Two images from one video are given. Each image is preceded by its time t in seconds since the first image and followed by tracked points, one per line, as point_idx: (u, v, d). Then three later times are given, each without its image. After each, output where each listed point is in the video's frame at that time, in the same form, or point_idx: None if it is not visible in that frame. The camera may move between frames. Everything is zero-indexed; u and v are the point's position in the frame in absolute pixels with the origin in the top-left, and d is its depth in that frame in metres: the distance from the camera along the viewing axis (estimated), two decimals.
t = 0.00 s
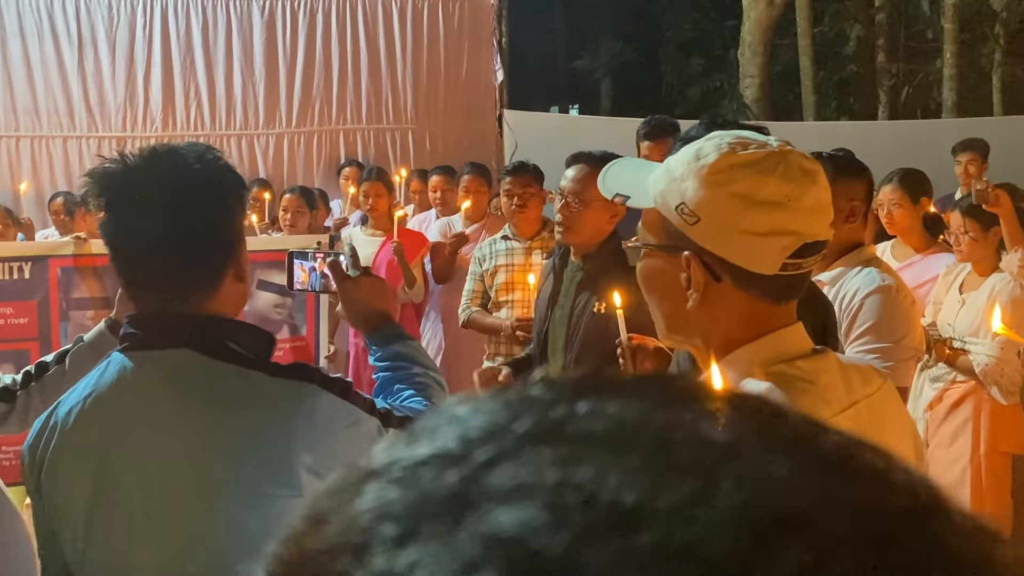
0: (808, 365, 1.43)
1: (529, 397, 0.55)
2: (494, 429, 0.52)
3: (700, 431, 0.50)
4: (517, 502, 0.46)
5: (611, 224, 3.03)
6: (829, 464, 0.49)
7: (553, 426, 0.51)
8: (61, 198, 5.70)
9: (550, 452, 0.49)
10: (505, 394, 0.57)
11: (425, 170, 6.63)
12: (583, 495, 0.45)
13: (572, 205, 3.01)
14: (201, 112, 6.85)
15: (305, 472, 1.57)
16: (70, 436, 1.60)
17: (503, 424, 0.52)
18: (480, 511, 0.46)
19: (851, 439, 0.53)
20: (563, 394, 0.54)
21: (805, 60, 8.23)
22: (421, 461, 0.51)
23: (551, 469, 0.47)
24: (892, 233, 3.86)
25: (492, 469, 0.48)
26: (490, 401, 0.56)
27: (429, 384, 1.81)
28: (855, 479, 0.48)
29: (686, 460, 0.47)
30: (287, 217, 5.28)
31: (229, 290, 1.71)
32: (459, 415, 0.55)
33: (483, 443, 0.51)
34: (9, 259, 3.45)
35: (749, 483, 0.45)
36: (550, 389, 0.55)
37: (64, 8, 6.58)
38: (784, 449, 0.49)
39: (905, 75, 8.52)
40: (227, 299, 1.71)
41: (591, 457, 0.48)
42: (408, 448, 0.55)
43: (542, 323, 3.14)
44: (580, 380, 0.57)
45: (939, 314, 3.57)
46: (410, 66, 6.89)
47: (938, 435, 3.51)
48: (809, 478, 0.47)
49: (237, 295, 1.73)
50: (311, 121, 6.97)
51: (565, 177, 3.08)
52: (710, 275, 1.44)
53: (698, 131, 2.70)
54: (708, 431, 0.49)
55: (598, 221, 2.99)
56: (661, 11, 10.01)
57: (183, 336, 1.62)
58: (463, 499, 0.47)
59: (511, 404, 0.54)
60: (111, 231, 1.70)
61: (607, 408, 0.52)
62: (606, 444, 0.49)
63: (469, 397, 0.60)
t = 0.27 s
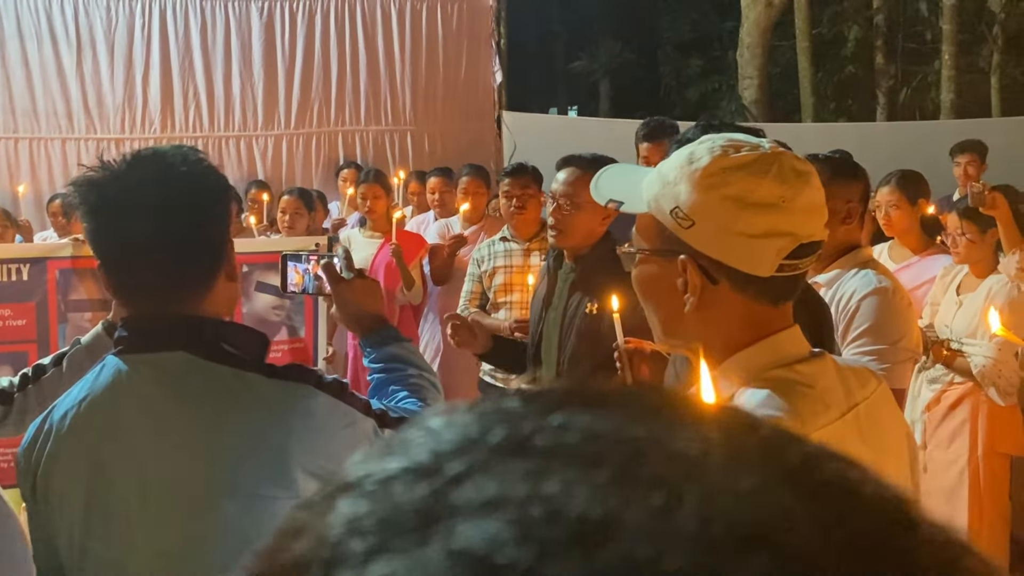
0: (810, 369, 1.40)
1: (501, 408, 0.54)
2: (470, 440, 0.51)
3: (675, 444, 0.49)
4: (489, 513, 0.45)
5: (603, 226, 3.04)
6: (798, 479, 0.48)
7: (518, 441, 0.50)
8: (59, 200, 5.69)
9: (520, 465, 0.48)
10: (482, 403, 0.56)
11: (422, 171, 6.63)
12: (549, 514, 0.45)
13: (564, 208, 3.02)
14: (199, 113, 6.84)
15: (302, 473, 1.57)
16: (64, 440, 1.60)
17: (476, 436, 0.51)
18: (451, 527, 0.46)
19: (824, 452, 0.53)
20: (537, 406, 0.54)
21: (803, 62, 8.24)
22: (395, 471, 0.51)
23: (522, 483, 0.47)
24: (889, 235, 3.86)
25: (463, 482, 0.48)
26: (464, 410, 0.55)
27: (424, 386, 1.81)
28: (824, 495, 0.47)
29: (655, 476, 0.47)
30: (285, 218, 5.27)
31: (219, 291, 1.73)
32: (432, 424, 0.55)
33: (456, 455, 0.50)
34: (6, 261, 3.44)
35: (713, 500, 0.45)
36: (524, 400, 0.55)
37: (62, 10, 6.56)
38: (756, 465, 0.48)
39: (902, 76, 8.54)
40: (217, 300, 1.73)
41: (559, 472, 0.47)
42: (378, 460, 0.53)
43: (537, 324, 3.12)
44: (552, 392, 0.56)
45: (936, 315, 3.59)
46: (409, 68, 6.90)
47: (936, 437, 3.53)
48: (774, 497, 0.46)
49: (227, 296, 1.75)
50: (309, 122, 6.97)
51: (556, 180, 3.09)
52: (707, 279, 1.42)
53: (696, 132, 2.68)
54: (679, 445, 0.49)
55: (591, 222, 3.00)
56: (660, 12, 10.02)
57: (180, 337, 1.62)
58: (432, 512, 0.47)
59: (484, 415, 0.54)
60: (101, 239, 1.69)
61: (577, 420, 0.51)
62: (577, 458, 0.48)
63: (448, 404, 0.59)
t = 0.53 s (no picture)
0: (812, 372, 1.39)
1: (477, 424, 0.54)
2: (445, 461, 0.50)
3: (650, 468, 0.48)
4: (459, 538, 0.45)
5: (599, 225, 3.04)
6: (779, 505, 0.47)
7: (491, 463, 0.49)
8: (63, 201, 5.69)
9: (490, 490, 0.47)
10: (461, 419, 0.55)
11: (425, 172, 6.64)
12: (520, 539, 0.44)
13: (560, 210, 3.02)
14: (203, 114, 6.84)
15: (302, 472, 1.57)
16: (66, 442, 1.60)
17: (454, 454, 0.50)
18: (424, 553, 0.45)
19: (804, 473, 0.52)
20: (516, 423, 0.53)
21: (806, 62, 8.24)
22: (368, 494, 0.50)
23: (495, 505, 0.46)
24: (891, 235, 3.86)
25: (437, 504, 0.47)
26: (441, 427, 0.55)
27: (423, 388, 1.83)
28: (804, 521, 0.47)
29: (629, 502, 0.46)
30: (288, 219, 5.27)
31: (218, 294, 1.75)
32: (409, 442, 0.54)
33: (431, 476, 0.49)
34: (10, 262, 3.45)
35: (687, 530, 0.45)
36: (501, 417, 0.54)
37: (65, 11, 6.56)
38: (722, 490, 0.47)
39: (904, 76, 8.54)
40: (217, 303, 1.75)
41: (533, 495, 0.46)
42: (357, 480, 0.52)
43: (534, 325, 3.13)
44: (530, 409, 0.55)
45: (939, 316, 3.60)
46: (411, 69, 6.92)
47: (939, 439, 3.52)
48: (744, 528, 0.45)
49: (225, 298, 1.77)
50: (312, 123, 6.98)
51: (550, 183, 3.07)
52: (711, 279, 1.42)
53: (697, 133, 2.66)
54: (656, 466, 0.48)
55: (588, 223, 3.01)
56: (662, 12, 10.04)
57: (179, 338, 1.63)
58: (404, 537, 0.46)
59: (461, 434, 0.53)
60: (100, 242, 1.72)
61: (553, 442, 0.50)
62: (549, 480, 0.47)
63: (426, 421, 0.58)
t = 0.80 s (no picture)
0: (813, 381, 1.40)
1: (474, 463, 0.54)
2: (445, 499, 0.51)
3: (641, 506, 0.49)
4: None
5: (601, 225, 3.03)
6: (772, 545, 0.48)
7: (493, 503, 0.50)
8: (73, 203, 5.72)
9: (487, 530, 0.48)
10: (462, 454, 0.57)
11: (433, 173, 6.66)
12: None
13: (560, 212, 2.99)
14: (212, 117, 6.87)
15: (309, 475, 1.60)
16: (74, 447, 1.62)
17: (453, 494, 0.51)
18: None
19: (797, 510, 0.53)
20: (513, 460, 0.54)
21: (815, 62, 8.22)
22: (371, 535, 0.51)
23: (492, 547, 0.47)
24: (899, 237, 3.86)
25: (437, 545, 0.48)
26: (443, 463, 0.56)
27: (429, 389, 1.84)
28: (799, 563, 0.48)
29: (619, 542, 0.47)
30: (296, 221, 5.30)
31: (221, 295, 1.76)
32: (411, 476, 0.55)
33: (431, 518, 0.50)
34: (20, 264, 3.48)
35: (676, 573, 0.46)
36: (499, 452, 0.55)
37: (75, 14, 6.60)
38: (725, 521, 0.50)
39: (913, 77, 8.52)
40: (219, 304, 1.75)
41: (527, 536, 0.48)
42: (362, 516, 0.53)
43: (538, 329, 3.14)
44: (526, 444, 0.56)
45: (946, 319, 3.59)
46: (419, 70, 6.93)
47: (948, 441, 3.53)
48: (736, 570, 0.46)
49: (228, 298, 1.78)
50: (321, 125, 7.00)
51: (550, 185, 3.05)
52: (711, 289, 1.42)
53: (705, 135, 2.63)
54: (647, 503, 0.50)
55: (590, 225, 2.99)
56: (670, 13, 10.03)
57: (184, 342, 1.63)
58: None
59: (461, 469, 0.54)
60: (97, 250, 1.70)
61: (547, 481, 0.51)
62: (543, 521, 0.48)
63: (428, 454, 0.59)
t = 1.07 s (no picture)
0: (822, 395, 1.41)
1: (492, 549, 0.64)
2: None
3: None
4: None
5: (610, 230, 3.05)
6: None
7: None
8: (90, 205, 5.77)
9: None
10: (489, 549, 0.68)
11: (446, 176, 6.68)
12: None
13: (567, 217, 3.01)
14: (227, 120, 6.92)
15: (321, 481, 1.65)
16: (90, 455, 1.65)
17: None
18: None
19: None
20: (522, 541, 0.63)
21: (829, 62, 8.20)
22: None
23: None
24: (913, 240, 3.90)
25: None
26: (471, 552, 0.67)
27: (439, 394, 1.85)
28: None
29: None
30: (310, 223, 5.33)
31: (229, 302, 1.77)
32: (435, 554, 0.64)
33: None
34: (38, 267, 3.52)
35: None
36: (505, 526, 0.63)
37: (92, 18, 6.68)
38: None
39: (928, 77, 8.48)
40: (227, 310, 1.76)
41: None
42: None
43: (549, 333, 3.15)
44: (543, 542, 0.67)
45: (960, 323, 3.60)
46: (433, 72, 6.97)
47: (961, 446, 3.52)
48: None
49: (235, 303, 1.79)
50: (335, 128, 7.02)
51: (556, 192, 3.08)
52: (722, 305, 1.42)
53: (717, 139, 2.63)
54: None
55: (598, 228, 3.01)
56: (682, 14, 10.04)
57: (196, 351, 1.65)
58: None
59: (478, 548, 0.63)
60: (104, 261, 1.71)
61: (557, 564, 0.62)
62: None
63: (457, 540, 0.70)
